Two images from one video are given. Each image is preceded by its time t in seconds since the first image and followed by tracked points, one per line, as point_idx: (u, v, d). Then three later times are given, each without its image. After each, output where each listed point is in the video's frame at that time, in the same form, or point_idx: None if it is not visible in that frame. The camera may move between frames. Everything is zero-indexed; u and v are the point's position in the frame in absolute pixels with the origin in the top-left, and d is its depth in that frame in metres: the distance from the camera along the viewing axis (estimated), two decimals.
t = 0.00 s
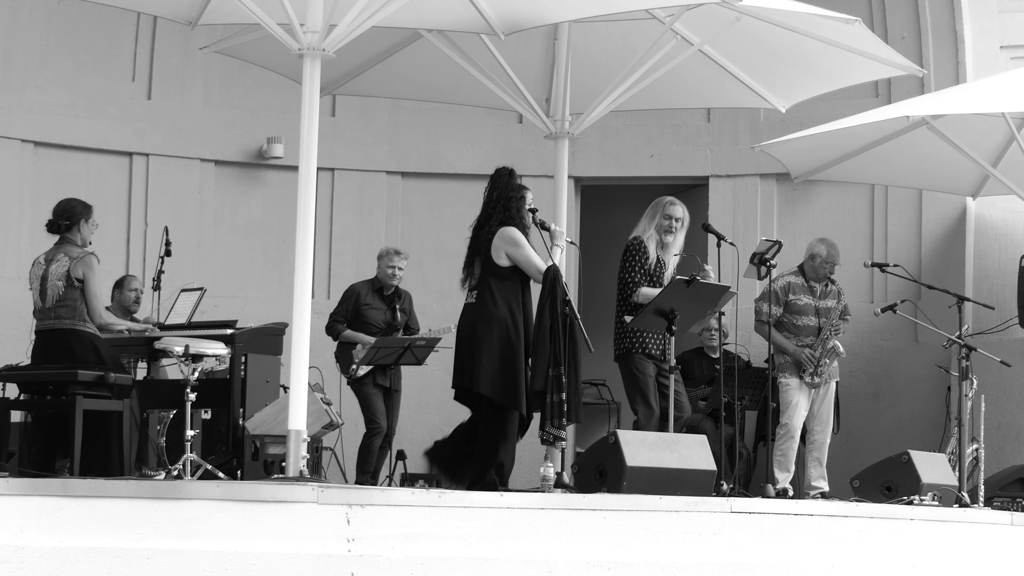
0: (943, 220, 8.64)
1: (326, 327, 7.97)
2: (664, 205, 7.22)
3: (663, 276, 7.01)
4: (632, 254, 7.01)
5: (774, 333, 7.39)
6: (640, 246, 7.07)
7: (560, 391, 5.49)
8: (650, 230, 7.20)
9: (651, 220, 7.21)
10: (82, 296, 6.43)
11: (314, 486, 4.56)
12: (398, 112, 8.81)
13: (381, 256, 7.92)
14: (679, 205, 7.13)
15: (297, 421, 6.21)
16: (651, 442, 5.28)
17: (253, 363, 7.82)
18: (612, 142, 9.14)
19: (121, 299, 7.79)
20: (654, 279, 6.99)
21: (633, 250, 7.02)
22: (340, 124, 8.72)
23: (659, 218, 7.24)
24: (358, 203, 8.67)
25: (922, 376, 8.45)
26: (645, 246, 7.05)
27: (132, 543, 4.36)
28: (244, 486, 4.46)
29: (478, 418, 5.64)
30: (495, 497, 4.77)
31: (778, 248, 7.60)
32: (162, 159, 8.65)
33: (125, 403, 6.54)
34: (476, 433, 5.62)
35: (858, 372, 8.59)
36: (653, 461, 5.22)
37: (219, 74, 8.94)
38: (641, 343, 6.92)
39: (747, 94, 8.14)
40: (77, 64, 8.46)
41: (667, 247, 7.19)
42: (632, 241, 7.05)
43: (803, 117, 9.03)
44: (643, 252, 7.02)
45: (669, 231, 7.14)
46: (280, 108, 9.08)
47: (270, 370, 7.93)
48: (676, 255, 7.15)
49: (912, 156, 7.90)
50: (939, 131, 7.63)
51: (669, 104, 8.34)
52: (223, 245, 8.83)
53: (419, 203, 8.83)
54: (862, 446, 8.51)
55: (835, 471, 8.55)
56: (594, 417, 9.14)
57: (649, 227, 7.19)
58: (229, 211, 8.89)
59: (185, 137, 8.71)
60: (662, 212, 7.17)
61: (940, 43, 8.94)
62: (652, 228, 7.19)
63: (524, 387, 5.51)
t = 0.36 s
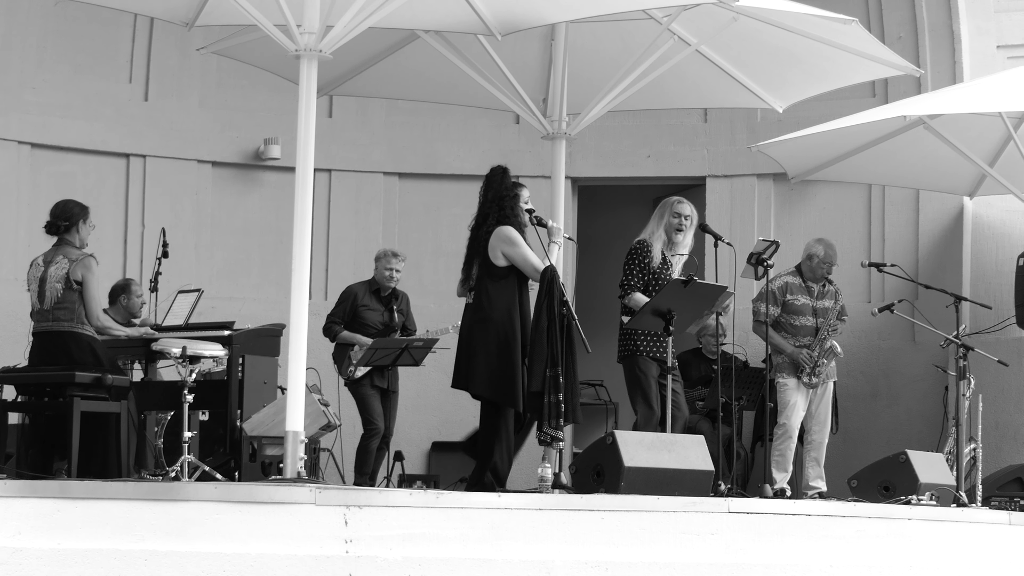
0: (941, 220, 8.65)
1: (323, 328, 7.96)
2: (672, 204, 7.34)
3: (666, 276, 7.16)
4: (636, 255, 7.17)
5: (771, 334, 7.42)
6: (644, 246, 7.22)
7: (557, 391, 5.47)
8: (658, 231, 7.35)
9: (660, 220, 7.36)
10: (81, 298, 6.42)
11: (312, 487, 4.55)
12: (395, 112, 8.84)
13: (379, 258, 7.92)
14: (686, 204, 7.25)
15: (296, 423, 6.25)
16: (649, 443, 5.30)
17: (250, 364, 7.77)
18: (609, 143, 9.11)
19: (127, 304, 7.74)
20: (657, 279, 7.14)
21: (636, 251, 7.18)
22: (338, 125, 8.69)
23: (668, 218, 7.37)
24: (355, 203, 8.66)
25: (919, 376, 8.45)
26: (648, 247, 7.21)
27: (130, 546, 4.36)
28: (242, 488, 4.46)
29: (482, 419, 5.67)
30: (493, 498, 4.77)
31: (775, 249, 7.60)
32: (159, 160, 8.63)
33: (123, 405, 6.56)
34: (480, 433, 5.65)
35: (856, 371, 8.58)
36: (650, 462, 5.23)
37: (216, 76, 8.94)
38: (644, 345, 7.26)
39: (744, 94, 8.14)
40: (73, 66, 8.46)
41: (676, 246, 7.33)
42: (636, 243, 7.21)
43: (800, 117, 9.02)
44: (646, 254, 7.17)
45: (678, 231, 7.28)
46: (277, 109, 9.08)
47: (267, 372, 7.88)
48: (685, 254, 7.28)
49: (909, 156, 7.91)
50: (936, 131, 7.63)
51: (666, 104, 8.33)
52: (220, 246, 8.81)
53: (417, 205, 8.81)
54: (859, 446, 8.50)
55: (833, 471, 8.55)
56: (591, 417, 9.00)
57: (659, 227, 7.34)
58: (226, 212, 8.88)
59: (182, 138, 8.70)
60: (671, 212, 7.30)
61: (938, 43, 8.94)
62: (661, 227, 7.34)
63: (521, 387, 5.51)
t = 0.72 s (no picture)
0: (939, 217, 8.54)
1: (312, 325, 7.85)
2: (669, 198, 7.24)
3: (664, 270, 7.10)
4: (632, 248, 7.10)
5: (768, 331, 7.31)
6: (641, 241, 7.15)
7: (549, 391, 5.35)
8: (655, 226, 7.26)
9: (656, 214, 7.27)
10: (66, 295, 6.30)
11: (300, 488, 4.41)
12: (385, 109, 8.69)
13: (370, 255, 7.77)
14: (684, 198, 7.16)
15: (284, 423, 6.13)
16: (643, 444, 5.09)
17: (239, 363, 7.67)
18: (602, 139, 9.00)
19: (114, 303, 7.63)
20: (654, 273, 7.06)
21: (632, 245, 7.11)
22: (328, 121, 8.53)
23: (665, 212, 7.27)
24: (345, 200, 8.52)
25: (918, 376, 8.30)
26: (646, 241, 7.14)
27: (115, 548, 4.22)
28: (229, 489, 4.31)
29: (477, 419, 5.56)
30: (484, 500, 4.63)
31: (771, 245, 7.49)
32: (146, 156, 8.50)
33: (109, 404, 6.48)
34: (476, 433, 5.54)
35: (853, 371, 8.43)
36: (645, 462, 5.02)
37: (204, 70, 8.81)
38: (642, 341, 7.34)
39: (739, 90, 8.04)
40: (61, 60, 8.26)
41: (674, 242, 7.25)
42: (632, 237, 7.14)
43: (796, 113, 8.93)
44: (643, 246, 7.10)
45: (674, 225, 7.17)
46: (266, 104, 8.98)
47: (255, 371, 7.79)
48: (683, 250, 7.19)
49: (907, 152, 7.80)
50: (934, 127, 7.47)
51: (661, 100, 8.23)
52: (209, 243, 8.72)
53: (407, 202, 8.69)
54: (857, 448, 8.35)
55: (829, 473, 8.39)
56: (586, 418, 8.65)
57: (656, 221, 7.24)
58: (214, 208, 8.79)
59: (170, 134, 8.56)
60: (667, 207, 7.19)
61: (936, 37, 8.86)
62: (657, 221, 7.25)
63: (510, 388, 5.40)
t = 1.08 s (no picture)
0: (972, 216, 7.72)
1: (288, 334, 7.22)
2: (680, 197, 6.62)
3: (671, 277, 6.45)
4: (638, 252, 6.47)
5: (784, 342, 6.69)
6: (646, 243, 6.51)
7: (545, 406, 4.72)
8: (663, 227, 6.61)
9: (664, 216, 6.63)
10: (20, 303, 5.39)
11: (274, 511, 3.76)
12: (367, 97, 8.03)
13: (352, 259, 7.11)
14: (695, 198, 6.56)
15: (257, 439, 5.22)
16: (647, 463, 4.49)
17: (206, 375, 7.03)
18: (604, 131, 8.31)
19: (68, 308, 6.99)
20: (660, 280, 6.41)
21: (638, 249, 6.48)
22: (305, 110, 7.90)
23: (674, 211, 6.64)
24: (324, 196, 7.85)
25: (949, 389, 7.60)
26: (650, 244, 6.50)
27: None
28: (198, 512, 3.66)
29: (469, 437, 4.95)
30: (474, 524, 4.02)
31: (788, 247, 6.86)
32: (108, 149, 7.79)
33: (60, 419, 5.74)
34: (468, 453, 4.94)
35: (876, 385, 7.75)
36: (648, 484, 4.44)
37: (170, 55, 8.11)
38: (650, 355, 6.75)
39: (753, 77, 7.39)
40: (14, 44, 7.57)
41: (683, 245, 6.62)
42: (639, 240, 6.51)
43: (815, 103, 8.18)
44: (651, 252, 6.45)
45: (685, 228, 6.56)
46: (238, 93, 8.29)
47: (225, 384, 7.17)
48: (694, 254, 6.58)
49: (938, 146, 7.13)
50: (967, 117, 6.80)
51: (668, 88, 7.58)
52: (173, 245, 8.05)
53: (392, 198, 8.03)
54: (880, 466, 7.68)
55: (850, 494, 7.75)
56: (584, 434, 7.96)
57: (665, 223, 6.60)
58: (180, 204, 8.10)
59: (133, 124, 7.87)
60: (676, 207, 6.58)
61: (967, 22, 8.23)
62: (666, 224, 6.60)
63: (504, 401, 4.81)
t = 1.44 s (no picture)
0: (1001, 217, 7.09)
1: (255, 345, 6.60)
2: (688, 198, 6.02)
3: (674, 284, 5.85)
4: (639, 256, 5.85)
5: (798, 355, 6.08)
6: (648, 246, 5.89)
7: (537, 425, 4.25)
8: (668, 230, 6.00)
9: (670, 219, 6.02)
10: None
11: (240, 540, 3.51)
12: (341, 86, 7.43)
13: (325, 264, 6.53)
14: (705, 201, 5.97)
15: (220, 461, 4.44)
16: (648, 487, 4.04)
17: (165, 392, 6.45)
18: (601, 123, 7.63)
19: (16, 319, 6.41)
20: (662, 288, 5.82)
21: (640, 253, 5.86)
22: (274, 101, 7.30)
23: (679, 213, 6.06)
24: (294, 196, 7.26)
25: (977, 406, 6.96)
26: (653, 247, 5.89)
27: None
28: (154, 543, 3.42)
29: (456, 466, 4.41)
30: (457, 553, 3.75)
31: (802, 251, 6.25)
32: (57, 144, 7.02)
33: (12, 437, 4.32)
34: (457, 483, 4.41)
35: (899, 401, 7.07)
36: (650, 510, 3.99)
37: (127, 41, 7.31)
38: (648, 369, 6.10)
39: (763, 65, 6.77)
40: None
41: (687, 251, 6.03)
42: (640, 244, 5.88)
43: (832, 92, 7.39)
44: (652, 255, 5.84)
45: (693, 233, 5.97)
46: (199, 83, 7.47)
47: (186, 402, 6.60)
48: (698, 261, 6.00)
49: (962, 141, 6.53)
50: (997, 109, 6.16)
51: (668, 78, 6.98)
52: (130, 248, 7.28)
53: (369, 198, 7.44)
54: (903, 492, 6.98)
55: (872, 520, 7.03)
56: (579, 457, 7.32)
57: (671, 228, 5.99)
58: (137, 205, 7.32)
59: (86, 118, 7.09)
60: (684, 210, 5.98)
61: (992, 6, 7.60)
62: (671, 229, 5.99)
63: (482, 428, 4.20)
